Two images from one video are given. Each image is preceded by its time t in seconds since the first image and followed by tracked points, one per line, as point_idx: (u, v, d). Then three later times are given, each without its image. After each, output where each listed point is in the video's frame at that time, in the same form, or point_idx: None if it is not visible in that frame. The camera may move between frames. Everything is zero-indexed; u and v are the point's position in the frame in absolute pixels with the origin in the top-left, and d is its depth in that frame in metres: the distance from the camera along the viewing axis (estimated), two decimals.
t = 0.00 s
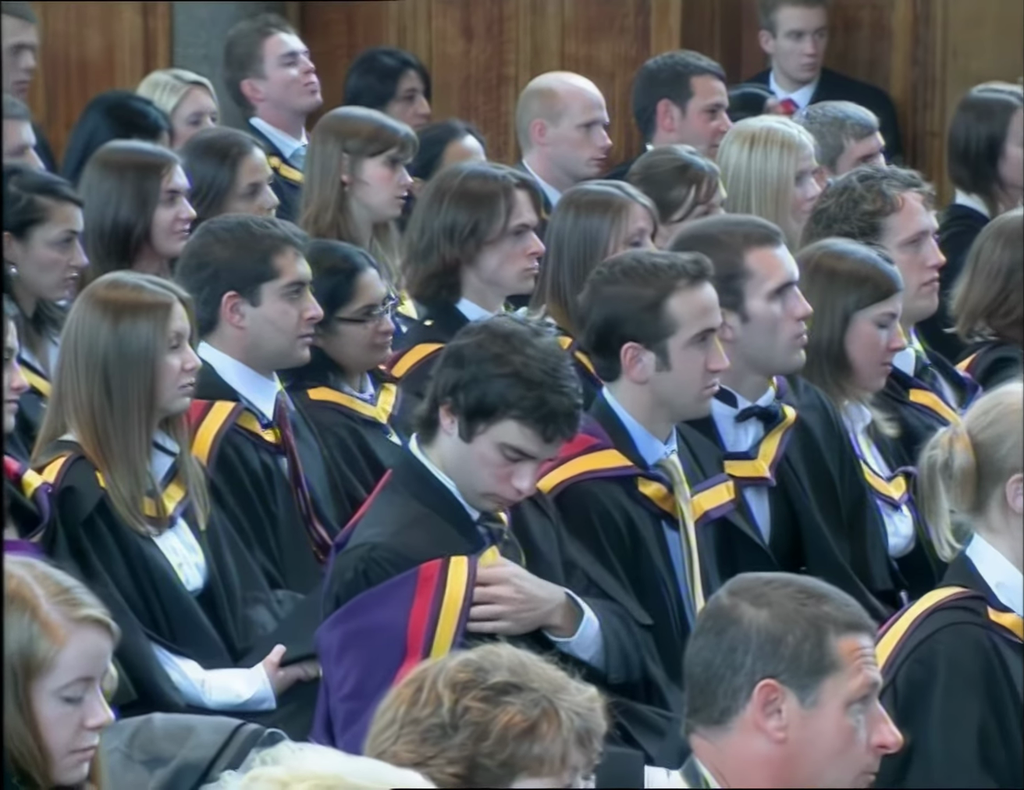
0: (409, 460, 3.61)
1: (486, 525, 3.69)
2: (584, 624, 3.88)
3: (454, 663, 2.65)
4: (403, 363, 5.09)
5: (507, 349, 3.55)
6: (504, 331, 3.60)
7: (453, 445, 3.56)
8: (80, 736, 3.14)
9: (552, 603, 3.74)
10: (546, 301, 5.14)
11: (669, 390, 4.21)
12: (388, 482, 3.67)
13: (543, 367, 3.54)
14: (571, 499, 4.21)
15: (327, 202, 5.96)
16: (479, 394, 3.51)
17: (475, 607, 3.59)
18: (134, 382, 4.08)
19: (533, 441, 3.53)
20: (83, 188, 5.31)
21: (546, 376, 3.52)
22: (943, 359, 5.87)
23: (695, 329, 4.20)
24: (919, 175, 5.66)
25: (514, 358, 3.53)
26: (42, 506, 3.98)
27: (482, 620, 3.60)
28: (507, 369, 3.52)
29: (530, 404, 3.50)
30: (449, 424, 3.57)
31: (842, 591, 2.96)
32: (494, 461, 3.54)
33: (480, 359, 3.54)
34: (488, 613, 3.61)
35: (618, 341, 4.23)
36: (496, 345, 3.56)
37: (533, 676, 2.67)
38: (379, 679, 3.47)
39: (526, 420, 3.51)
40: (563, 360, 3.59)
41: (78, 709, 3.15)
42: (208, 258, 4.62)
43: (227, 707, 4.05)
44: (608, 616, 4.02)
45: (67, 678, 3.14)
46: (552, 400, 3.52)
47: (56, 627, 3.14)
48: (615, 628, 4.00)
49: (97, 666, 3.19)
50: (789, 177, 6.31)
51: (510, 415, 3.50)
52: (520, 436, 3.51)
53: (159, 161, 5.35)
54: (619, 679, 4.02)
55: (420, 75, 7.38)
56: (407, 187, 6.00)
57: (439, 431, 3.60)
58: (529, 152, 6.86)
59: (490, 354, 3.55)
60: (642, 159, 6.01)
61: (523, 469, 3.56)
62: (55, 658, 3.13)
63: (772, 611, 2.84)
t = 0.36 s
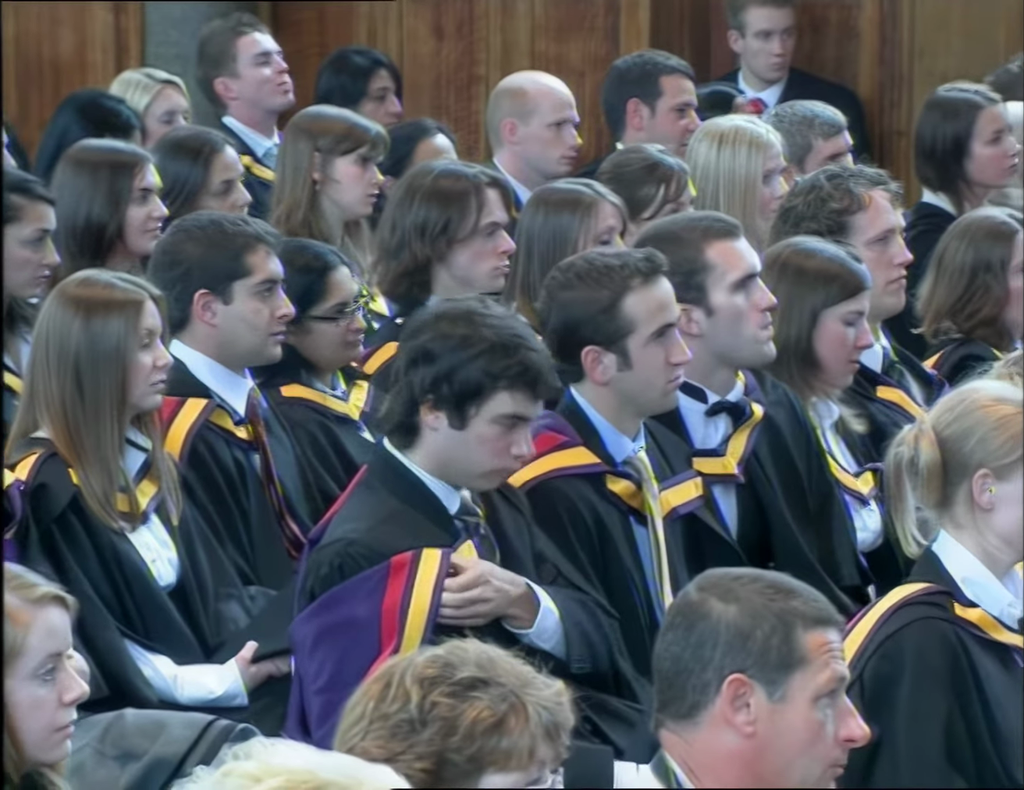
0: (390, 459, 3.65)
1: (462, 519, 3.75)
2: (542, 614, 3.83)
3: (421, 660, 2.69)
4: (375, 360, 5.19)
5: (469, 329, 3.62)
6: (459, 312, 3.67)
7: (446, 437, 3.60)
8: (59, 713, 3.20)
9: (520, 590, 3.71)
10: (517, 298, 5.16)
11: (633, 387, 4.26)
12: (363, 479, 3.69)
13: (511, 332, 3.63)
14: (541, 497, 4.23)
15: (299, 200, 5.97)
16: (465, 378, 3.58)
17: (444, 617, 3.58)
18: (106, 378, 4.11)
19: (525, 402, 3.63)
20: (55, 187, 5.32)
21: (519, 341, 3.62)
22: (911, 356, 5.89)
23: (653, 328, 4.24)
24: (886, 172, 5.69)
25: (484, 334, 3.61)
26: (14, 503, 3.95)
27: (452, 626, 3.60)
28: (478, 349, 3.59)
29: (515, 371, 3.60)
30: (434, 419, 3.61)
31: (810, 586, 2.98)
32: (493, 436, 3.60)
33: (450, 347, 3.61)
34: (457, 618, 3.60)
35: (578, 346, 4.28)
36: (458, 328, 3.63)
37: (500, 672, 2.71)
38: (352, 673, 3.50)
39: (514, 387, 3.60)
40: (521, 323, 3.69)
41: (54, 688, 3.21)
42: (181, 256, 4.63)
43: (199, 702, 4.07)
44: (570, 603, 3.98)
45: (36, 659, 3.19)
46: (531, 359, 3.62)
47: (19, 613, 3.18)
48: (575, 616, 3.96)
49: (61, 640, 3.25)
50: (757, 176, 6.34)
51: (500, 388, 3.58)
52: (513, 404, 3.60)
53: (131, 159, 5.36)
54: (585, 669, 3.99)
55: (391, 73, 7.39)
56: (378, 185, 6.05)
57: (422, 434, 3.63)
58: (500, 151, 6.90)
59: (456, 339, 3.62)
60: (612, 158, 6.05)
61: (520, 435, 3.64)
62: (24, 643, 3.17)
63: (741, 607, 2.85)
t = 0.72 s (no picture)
0: (370, 457, 3.71)
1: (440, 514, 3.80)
2: (517, 598, 3.86)
3: (393, 656, 2.81)
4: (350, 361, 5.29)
5: (399, 313, 3.73)
6: (384, 299, 3.77)
7: (418, 422, 3.68)
8: (34, 703, 3.23)
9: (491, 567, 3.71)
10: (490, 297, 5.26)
11: (601, 387, 4.29)
12: (340, 474, 3.74)
13: (440, 301, 3.75)
14: (514, 493, 4.27)
15: (274, 201, 6.02)
16: (418, 356, 3.68)
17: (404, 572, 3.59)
18: (82, 376, 4.14)
19: (482, 360, 3.73)
20: (32, 187, 5.35)
21: (451, 305, 3.73)
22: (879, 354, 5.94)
23: (621, 325, 4.29)
24: (855, 172, 5.75)
25: (418, 312, 3.72)
26: None
27: (411, 582, 3.60)
28: (416, 328, 3.70)
29: (460, 332, 3.71)
30: (403, 409, 3.69)
31: (779, 582, 3.00)
32: (464, 404, 3.70)
33: (392, 337, 3.71)
34: (418, 571, 3.60)
35: (547, 347, 4.33)
36: (392, 314, 3.73)
37: (472, 667, 2.83)
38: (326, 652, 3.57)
39: (466, 347, 3.72)
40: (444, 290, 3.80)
41: (27, 680, 3.24)
42: (157, 255, 4.67)
43: (175, 698, 4.10)
44: (543, 590, 4.00)
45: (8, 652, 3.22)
46: (467, 319, 3.74)
47: None
48: (548, 605, 3.99)
49: (30, 632, 3.28)
50: (727, 176, 6.39)
51: (454, 352, 3.70)
52: (470, 364, 3.71)
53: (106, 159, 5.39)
54: (559, 655, 4.03)
55: (365, 74, 7.42)
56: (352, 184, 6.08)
57: (393, 429, 3.71)
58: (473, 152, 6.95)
59: (392, 324, 3.72)
60: (584, 158, 6.09)
61: (488, 394, 3.75)
62: None
63: (712, 603, 2.87)
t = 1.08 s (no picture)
0: (350, 458, 3.76)
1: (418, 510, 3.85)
2: (490, 595, 3.91)
3: (369, 653, 2.87)
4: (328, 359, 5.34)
5: (364, 313, 3.78)
6: (347, 301, 3.82)
7: (394, 418, 3.73)
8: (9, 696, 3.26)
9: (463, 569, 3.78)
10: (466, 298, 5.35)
11: (575, 386, 4.35)
12: (318, 472, 3.78)
13: (402, 297, 3.80)
14: (490, 491, 4.32)
15: (252, 203, 6.07)
16: (386, 354, 3.73)
17: (369, 556, 3.65)
18: (62, 377, 4.18)
19: (447, 352, 3.78)
20: (12, 188, 5.40)
21: (414, 299, 3.78)
22: (851, 354, 6.01)
23: (596, 326, 4.34)
24: (826, 175, 5.83)
25: (380, 312, 3.77)
26: None
27: (374, 571, 3.65)
28: (381, 326, 3.75)
29: (424, 326, 3.76)
30: (377, 407, 3.74)
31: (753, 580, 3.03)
32: (438, 396, 3.75)
33: (360, 337, 3.77)
34: (382, 562, 3.66)
35: (523, 346, 4.39)
36: (356, 316, 3.79)
37: (448, 665, 2.89)
38: (298, 643, 3.63)
39: (432, 339, 3.77)
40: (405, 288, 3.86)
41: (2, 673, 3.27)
42: (136, 257, 4.72)
43: (155, 695, 4.15)
44: (517, 587, 4.05)
45: None
46: (431, 312, 3.79)
47: None
48: (523, 601, 4.04)
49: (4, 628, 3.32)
50: (700, 179, 6.45)
51: (421, 345, 3.75)
52: (438, 356, 3.76)
53: (86, 161, 5.44)
54: (530, 651, 4.05)
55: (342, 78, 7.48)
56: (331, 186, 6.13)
57: (369, 428, 3.76)
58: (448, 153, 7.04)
59: (358, 326, 3.78)
60: (559, 159, 6.15)
61: (459, 384, 3.79)
62: None
63: (686, 600, 2.90)
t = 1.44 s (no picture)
0: (323, 454, 3.82)
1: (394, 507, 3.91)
2: (465, 587, 3.95)
3: (349, 649, 2.97)
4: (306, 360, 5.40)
5: (346, 312, 3.83)
6: (330, 301, 3.87)
7: (374, 418, 3.79)
8: None
9: (437, 565, 3.82)
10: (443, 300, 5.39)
11: (550, 386, 4.41)
12: (296, 471, 3.84)
13: (384, 297, 3.85)
14: (464, 488, 4.38)
15: (231, 205, 6.15)
16: (368, 354, 3.79)
17: (348, 540, 3.69)
18: (42, 377, 4.23)
19: (428, 353, 3.83)
20: None
21: (396, 300, 3.83)
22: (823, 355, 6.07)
23: (569, 326, 4.40)
24: (797, 178, 5.90)
25: (363, 312, 3.82)
26: None
27: (356, 552, 3.70)
28: (364, 326, 3.80)
29: (406, 326, 3.81)
30: (357, 406, 3.79)
31: (723, 577, 3.07)
32: (416, 396, 3.80)
33: (342, 336, 3.81)
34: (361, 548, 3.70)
35: (497, 346, 4.45)
36: (339, 315, 3.84)
37: (426, 661, 2.96)
38: (277, 631, 3.68)
39: (413, 340, 3.82)
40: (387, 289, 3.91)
41: None
42: (115, 259, 4.76)
43: (134, 693, 4.18)
44: (491, 582, 4.10)
45: None
46: (413, 313, 3.84)
47: None
48: (496, 596, 4.09)
49: None
50: (673, 181, 6.52)
51: (403, 345, 3.80)
52: (419, 356, 3.82)
53: (65, 164, 5.49)
54: (503, 645, 4.11)
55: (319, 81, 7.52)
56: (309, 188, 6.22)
57: (348, 426, 3.81)
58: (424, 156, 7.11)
59: (340, 325, 3.83)
60: (535, 162, 6.21)
61: (438, 385, 3.85)
62: None
63: (658, 598, 2.93)
